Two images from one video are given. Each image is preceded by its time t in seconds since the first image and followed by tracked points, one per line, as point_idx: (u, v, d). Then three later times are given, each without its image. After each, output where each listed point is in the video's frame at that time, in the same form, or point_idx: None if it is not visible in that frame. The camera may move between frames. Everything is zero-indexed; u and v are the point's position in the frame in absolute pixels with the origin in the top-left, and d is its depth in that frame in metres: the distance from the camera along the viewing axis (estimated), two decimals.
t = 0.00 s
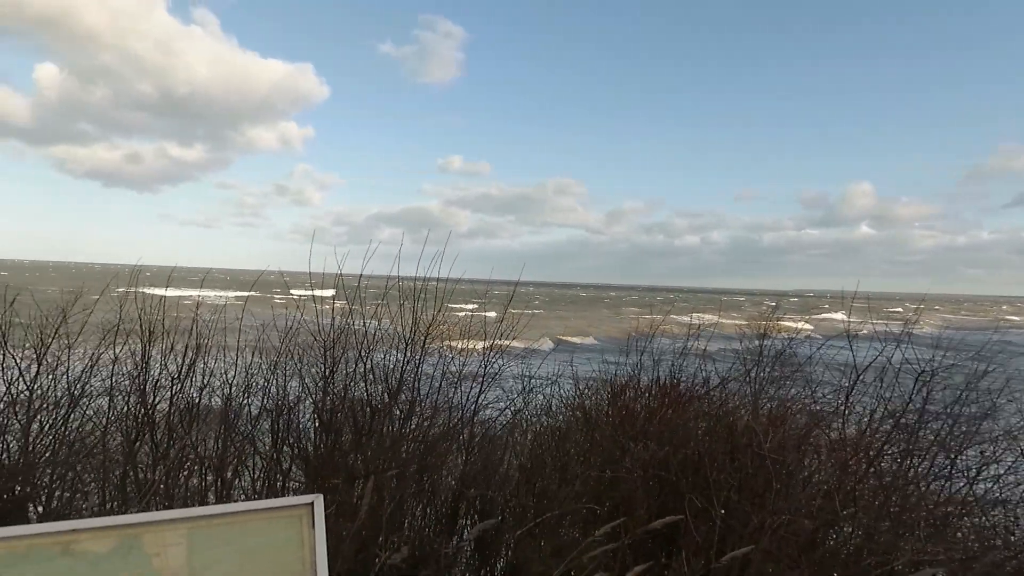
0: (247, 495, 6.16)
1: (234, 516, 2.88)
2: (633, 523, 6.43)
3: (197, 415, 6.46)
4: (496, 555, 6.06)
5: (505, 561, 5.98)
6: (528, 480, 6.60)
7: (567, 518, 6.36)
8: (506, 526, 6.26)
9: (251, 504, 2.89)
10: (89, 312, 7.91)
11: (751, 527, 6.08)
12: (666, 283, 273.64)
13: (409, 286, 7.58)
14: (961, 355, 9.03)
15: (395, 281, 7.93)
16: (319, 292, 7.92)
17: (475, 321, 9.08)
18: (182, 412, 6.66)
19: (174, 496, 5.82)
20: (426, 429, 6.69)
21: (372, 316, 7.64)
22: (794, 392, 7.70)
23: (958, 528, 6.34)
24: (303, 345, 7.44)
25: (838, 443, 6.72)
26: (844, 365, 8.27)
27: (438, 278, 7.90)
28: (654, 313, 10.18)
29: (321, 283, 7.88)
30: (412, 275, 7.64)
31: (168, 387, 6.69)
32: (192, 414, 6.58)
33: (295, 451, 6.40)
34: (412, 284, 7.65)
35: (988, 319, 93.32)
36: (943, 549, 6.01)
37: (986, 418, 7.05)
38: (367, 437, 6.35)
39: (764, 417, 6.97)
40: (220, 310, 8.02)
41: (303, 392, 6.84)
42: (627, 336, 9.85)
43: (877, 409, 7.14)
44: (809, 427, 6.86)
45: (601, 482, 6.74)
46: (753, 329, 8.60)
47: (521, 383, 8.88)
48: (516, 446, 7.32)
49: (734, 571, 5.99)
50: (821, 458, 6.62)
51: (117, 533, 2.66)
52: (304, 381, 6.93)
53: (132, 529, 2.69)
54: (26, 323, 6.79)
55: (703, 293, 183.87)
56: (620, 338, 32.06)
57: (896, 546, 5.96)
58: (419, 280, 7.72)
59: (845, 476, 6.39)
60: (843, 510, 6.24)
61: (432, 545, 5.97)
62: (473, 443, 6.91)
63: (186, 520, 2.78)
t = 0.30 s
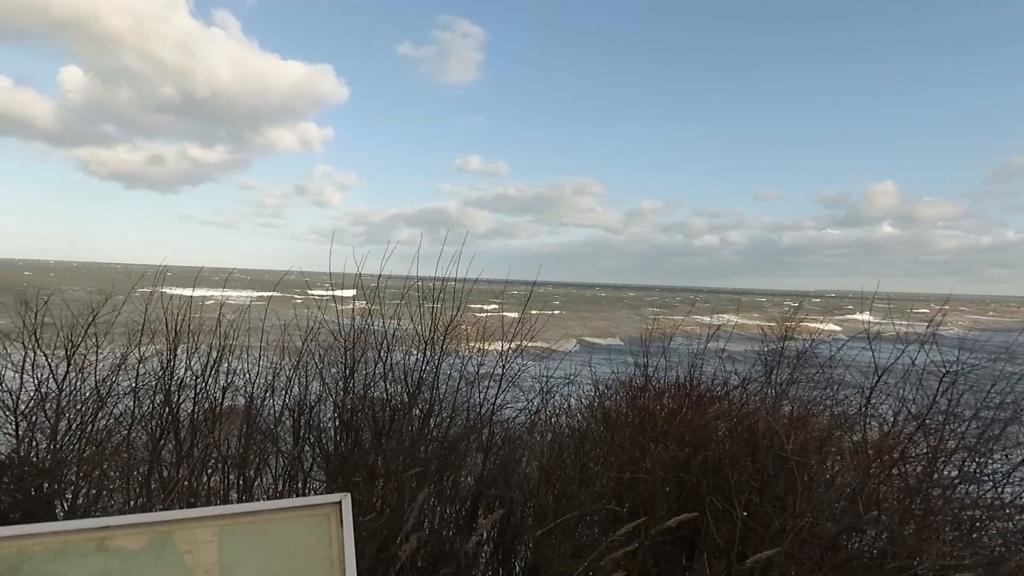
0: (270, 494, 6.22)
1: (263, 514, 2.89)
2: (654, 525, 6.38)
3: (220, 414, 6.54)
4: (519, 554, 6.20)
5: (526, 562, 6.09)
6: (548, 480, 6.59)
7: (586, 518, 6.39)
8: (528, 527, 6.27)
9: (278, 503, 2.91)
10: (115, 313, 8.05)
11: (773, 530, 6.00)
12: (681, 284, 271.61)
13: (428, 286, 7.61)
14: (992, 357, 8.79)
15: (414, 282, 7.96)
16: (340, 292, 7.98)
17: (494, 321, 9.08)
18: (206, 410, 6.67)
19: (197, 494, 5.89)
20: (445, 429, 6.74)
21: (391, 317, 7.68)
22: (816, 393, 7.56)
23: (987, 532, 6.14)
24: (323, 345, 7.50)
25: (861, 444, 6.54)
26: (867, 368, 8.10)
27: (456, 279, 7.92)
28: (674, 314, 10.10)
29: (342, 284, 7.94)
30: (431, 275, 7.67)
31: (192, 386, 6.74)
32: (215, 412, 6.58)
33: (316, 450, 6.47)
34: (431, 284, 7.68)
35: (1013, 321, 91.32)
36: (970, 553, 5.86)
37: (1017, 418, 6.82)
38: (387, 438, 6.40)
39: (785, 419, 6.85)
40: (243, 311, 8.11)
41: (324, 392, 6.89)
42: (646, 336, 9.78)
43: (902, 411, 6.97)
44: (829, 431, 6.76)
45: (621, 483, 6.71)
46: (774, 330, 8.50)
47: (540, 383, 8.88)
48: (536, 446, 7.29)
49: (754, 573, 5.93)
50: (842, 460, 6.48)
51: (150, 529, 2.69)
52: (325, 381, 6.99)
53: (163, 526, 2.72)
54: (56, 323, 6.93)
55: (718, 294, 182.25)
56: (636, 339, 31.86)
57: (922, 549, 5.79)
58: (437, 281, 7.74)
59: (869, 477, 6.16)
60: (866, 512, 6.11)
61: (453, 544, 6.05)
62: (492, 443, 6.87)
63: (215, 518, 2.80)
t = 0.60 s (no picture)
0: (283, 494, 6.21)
1: (281, 513, 2.84)
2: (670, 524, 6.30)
3: (232, 414, 6.51)
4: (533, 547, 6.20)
5: (540, 560, 6.12)
6: (562, 480, 6.52)
7: (601, 518, 6.33)
8: (544, 527, 6.22)
9: (297, 502, 2.85)
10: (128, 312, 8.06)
11: (786, 528, 5.91)
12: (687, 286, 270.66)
13: (443, 287, 7.60)
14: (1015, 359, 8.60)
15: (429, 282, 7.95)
16: (354, 292, 7.97)
17: (508, 321, 9.05)
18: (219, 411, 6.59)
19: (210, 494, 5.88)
20: (460, 428, 6.78)
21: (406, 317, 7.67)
22: (831, 390, 7.35)
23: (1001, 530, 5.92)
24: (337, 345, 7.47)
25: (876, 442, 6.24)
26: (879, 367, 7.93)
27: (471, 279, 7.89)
28: (688, 314, 10.01)
29: (356, 283, 7.93)
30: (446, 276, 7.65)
31: (205, 386, 6.65)
32: (229, 412, 6.52)
33: (330, 450, 6.52)
34: (446, 285, 7.66)
35: None
36: (982, 551, 5.69)
37: None
38: (402, 438, 6.41)
39: (797, 417, 6.64)
40: (258, 311, 8.12)
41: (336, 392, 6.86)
42: (661, 337, 9.70)
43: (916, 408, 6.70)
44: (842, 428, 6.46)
45: (634, 483, 6.60)
46: (790, 330, 8.41)
47: (553, 382, 8.85)
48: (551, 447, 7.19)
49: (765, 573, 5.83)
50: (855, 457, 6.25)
51: (167, 529, 2.64)
52: (339, 382, 6.99)
53: (181, 526, 2.66)
54: (69, 322, 6.93)
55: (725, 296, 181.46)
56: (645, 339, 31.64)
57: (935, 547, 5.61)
58: (452, 281, 7.72)
59: (881, 476, 5.92)
60: (878, 511, 5.94)
61: (469, 544, 6.07)
62: (507, 442, 6.86)
63: (232, 518, 2.74)
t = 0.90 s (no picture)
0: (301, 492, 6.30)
1: (300, 511, 2.90)
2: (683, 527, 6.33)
3: (251, 412, 6.62)
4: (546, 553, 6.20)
5: (554, 561, 6.13)
6: (577, 482, 6.55)
7: (614, 519, 6.37)
8: (560, 529, 6.25)
9: (318, 500, 2.91)
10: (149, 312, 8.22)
11: (804, 534, 5.92)
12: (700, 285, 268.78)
13: (456, 287, 7.67)
14: None
15: (442, 282, 8.02)
16: (369, 293, 8.06)
17: (522, 322, 9.08)
18: (238, 410, 6.75)
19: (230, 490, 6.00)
20: (472, 428, 6.88)
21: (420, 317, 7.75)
22: (850, 392, 7.23)
23: None
24: (352, 345, 7.58)
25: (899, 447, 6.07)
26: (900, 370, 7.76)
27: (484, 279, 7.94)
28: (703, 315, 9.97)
29: (371, 284, 8.02)
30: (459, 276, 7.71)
31: (225, 385, 6.81)
32: (247, 410, 6.67)
33: (344, 449, 6.61)
34: (459, 285, 7.73)
35: None
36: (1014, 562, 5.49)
37: None
38: (416, 437, 6.53)
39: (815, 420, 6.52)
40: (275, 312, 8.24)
41: (352, 392, 6.97)
42: (675, 338, 9.66)
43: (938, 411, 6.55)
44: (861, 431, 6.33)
45: (648, 486, 6.61)
46: (805, 331, 8.35)
47: (568, 383, 8.86)
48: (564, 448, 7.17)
49: None
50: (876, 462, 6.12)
51: (192, 526, 2.70)
52: (355, 383, 7.08)
53: (206, 523, 2.72)
54: (92, 321, 7.08)
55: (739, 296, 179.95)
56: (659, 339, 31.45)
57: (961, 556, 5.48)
58: (465, 282, 7.78)
59: (903, 481, 5.83)
60: (899, 516, 5.88)
61: (485, 544, 6.13)
62: (521, 443, 6.92)
63: (254, 515, 2.81)
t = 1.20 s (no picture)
0: (318, 490, 6.34)
1: (328, 509, 2.90)
2: (702, 528, 6.29)
3: (270, 411, 6.68)
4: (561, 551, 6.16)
5: (571, 562, 6.10)
6: (593, 482, 6.54)
7: (631, 520, 6.33)
8: (577, 529, 6.24)
9: (346, 497, 2.92)
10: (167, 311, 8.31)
11: (825, 536, 5.85)
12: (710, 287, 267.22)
13: (473, 288, 7.68)
14: None
15: (460, 283, 8.04)
16: (387, 293, 8.10)
17: (538, 322, 9.07)
18: (258, 408, 6.81)
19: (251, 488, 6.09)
20: (488, 428, 6.95)
21: (437, 318, 7.78)
22: (872, 394, 7.11)
23: None
24: (370, 344, 7.64)
25: (921, 449, 5.99)
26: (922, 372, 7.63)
27: (501, 280, 7.94)
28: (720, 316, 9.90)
29: (389, 284, 8.06)
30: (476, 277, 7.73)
31: (243, 384, 6.85)
32: (266, 409, 6.71)
33: (361, 448, 6.66)
34: (476, 286, 7.74)
35: None
36: None
37: None
38: (434, 437, 6.61)
39: (835, 422, 6.44)
40: (294, 312, 8.29)
41: (369, 391, 7.04)
42: (692, 339, 9.60)
43: (961, 414, 6.43)
44: (883, 433, 6.23)
45: (665, 486, 6.54)
46: (825, 332, 8.26)
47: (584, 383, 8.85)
48: (582, 449, 7.18)
49: None
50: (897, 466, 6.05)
51: (224, 522, 2.71)
52: (373, 383, 7.13)
53: (236, 518, 2.73)
54: (113, 319, 7.16)
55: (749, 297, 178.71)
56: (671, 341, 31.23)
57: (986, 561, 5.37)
58: (482, 282, 7.79)
59: (926, 484, 5.68)
60: (923, 519, 5.74)
61: (502, 543, 6.14)
62: (537, 443, 6.95)
63: (283, 512, 2.81)
